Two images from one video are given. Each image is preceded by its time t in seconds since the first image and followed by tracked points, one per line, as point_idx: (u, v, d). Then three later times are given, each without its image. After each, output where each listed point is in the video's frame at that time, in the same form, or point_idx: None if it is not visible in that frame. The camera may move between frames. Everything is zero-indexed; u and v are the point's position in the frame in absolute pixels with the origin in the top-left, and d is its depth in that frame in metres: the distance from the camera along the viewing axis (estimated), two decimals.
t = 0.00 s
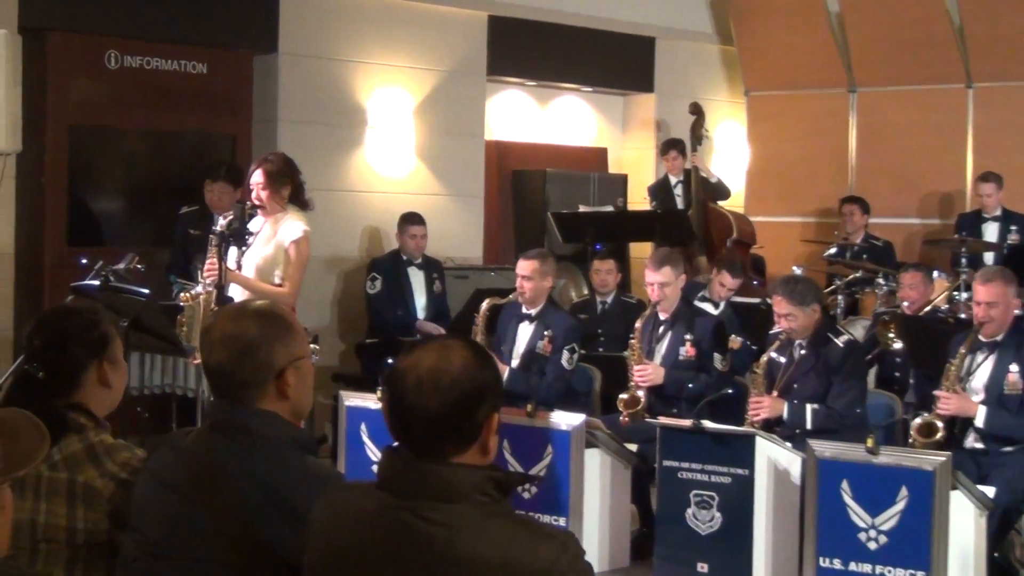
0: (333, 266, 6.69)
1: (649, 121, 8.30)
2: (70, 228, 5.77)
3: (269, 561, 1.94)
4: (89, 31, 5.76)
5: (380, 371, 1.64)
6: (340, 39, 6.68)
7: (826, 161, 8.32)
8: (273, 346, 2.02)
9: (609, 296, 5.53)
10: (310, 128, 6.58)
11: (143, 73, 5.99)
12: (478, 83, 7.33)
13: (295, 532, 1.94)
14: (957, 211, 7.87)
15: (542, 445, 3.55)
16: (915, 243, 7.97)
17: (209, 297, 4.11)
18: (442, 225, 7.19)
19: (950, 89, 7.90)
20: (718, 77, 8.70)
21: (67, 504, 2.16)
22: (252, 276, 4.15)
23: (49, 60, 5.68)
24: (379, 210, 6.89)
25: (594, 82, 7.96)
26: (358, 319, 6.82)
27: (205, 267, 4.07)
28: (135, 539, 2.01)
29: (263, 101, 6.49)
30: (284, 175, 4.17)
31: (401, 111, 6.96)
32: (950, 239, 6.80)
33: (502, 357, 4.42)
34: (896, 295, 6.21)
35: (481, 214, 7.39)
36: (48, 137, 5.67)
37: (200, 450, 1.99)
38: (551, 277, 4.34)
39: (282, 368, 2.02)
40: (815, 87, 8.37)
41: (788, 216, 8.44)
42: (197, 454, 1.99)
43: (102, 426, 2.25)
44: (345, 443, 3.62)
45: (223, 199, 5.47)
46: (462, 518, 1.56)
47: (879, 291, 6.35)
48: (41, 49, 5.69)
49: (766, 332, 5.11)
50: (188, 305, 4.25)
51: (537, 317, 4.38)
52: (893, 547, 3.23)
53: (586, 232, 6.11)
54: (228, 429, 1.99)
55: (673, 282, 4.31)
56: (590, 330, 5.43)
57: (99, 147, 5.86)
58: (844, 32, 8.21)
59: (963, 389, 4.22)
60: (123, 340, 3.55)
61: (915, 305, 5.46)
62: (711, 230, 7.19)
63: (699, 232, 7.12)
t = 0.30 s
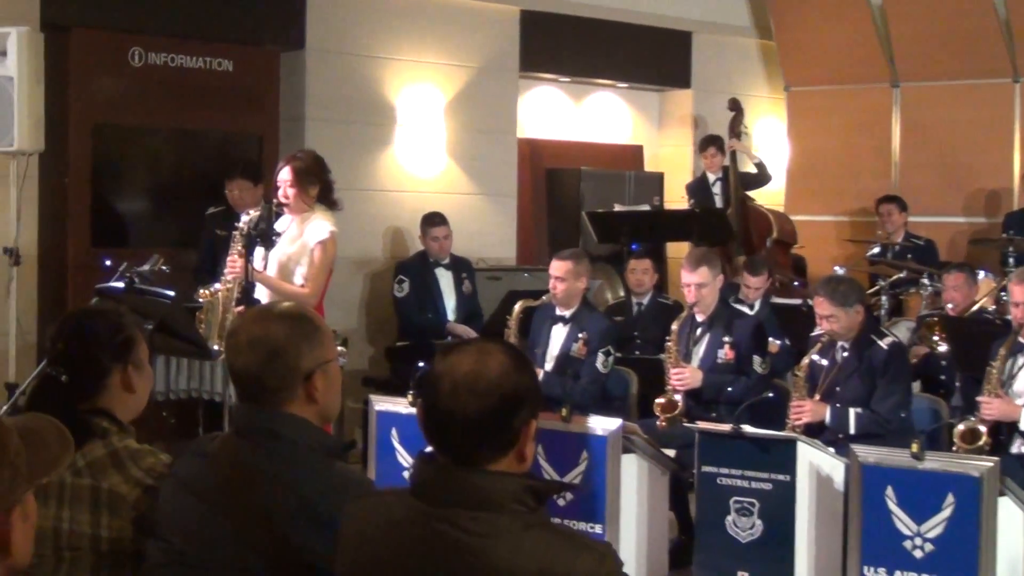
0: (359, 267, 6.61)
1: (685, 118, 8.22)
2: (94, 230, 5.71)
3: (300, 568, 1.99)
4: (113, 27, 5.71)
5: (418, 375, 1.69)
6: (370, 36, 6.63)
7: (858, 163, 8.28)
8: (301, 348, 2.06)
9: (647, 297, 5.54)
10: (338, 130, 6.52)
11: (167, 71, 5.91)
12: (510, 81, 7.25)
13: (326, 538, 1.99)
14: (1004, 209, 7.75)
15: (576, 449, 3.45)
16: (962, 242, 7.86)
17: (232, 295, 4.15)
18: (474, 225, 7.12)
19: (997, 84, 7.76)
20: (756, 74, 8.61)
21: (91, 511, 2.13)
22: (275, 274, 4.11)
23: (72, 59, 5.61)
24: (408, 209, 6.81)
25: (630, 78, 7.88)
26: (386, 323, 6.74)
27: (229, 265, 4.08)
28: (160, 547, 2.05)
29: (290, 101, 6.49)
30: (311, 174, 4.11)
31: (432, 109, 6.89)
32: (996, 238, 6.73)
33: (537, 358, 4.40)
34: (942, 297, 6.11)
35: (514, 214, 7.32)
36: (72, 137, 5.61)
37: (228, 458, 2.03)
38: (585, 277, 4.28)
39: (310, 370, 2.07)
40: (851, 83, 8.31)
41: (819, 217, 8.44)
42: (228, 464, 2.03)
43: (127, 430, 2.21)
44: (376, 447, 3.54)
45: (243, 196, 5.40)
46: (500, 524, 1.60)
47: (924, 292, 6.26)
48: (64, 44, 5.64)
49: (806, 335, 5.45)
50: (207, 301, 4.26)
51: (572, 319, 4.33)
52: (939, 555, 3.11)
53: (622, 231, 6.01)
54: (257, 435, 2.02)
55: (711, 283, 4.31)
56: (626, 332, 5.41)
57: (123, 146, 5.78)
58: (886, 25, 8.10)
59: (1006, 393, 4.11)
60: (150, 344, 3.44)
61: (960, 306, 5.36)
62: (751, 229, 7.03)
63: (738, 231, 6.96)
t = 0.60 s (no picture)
0: (394, 270, 6.53)
1: (730, 118, 8.12)
2: (125, 233, 5.64)
3: None
4: (144, 26, 5.64)
5: (446, 382, 1.73)
6: (408, 33, 6.56)
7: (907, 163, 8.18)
8: (336, 356, 2.08)
9: (689, 302, 5.60)
10: (376, 129, 6.45)
11: (199, 69, 5.83)
12: (548, 80, 7.16)
13: (357, 552, 2.00)
14: None
15: (617, 458, 3.35)
16: (1013, 246, 7.74)
17: (264, 302, 4.05)
18: (514, 227, 7.04)
19: None
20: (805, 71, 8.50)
21: (120, 520, 2.15)
22: (307, 280, 4.08)
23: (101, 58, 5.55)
24: (444, 210, 6.73)
25: (672, 77, 7.78)
26: (418, 329, 6.65)
27: (262, 269, 4.05)
28: (191, 557, 2.10)
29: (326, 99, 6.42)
30: (345, 176, 4.05)
31: (471, 107, 6.82)
32: None
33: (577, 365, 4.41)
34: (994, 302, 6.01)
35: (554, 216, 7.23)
36: (100, 137, 5.54)
37: (257, 465, 2.06)
38: (626, 282, 4.33)
39: (343, 379, 2.08)
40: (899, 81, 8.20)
41: (862, 217, 8.35)
42: (258, 471, 2.05)
43: (154, 437, 2.24)
44: (411, 457, 3.44)
45: (278, 198, 5.29)
46: (528, 533, 1.62)
47: (975, 297, 6.16)
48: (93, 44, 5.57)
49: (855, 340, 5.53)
50: (239, 309, 4.13)
51: (612, 325, 4.36)
52: (991, 568, 2.95)
53: (665, 234, 5.96)
54: (289, 443, 2.04)
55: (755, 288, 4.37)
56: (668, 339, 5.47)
57: (153, 146, 5.71)
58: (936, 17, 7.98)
59: None
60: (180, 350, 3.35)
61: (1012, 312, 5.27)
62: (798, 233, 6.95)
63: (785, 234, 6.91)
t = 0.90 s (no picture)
0: (423, 274, 6.44)
1: (769, 117, 8.01)
2: (150, 234, 5.58)
3: None
4: (171, 22, 5.59)
5: (481, 387, 1.72)
6: (443, 30, 6.48)
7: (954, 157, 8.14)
8: (366, 359, 2.07)
9: (727, 305, 5.59)
10: (409, 126, 6.36)
11: (226, 66, 5.81)
12: (583, 78, 7.07)
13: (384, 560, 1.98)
14: None
15: (653, 465, 3.26)
16: None
17: (293, 306, 3.96)
18: (549, 229, 6.96)
19: None
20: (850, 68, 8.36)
21: (143, 528, 2.11)
22: (336, 283, 4.03)
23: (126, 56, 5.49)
24: (473, 213, 6.63)
25: (711, 74, 7.68)
26: (447, 332, 6.56)
27: (289, 273, 3.95)
28: (216, 565, 2.05)
29: (353, 97, 6.33)
30: (373, 176, 4.02)
31: (504, 105, 6.74)
32: None
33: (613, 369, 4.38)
34: None
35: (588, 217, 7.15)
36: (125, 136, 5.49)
37: (285, 472, 2.02)
38: (662, 284, 4.24)
39: (374, 383, 2.07)
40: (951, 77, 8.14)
41: (903, 219, 8.33)
42: (285, 476, 2.02)
43: (179, 443, 2.21)
44: (441, 462, 3.37)
45: (313, 203, 5.32)
46: (565, 541, 1.62)
47: None
48: (119, 40, 5.52)
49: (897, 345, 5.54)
50: (267, 314, 4.07)
51: (648, 329, 4.32)
52: None
53: (703, 235, 5.92)
54: (317, 450, 2.01)
55: (795, 291, 4.40)
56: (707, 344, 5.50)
57: (181, 145, 5.67)
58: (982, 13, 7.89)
59: None
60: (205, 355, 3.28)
61: None
62: (840, 234, 6.80)
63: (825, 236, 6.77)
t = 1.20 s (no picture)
0: (445, 275, 6.36)
1: (804, 113, 7.90)
2: (167, 233, 5.51)
3: None
4: (187, 16, 5.51)
5: (513, 390, 1.63)
6: (467, 25, 6.40)
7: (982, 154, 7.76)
8: (391, 363, 1.99)
9: (759, 308, 5.54)
10: (433, 123, 6.28)
11: (244, 60, 5.72)
12: (611, 74, 6.99)
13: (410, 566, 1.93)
14: None
15: (683, 471, 3.17)
16: None
17: (312, 306, 3.93)
18: (577, 228, 6.87)
19: None
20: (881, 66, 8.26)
21: (160, 533, 2.06)
22: (358, 283, 3.95)
23: (140, 49, 5.40)
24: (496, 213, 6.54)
25: (744, 69, 7.57)
26: (469, 334, 6.47)
27: (309, 270, 3.91)
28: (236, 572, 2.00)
29: (375, 94, 6.25)
30: (398, 172, 3.92)
31: (531, 100, 6.66)
32: None
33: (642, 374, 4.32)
34: None
35: (618, 217, 7.07)
36: (141, 131, 5.41)
37: (304, 478, 1.95)
38: (691, 286, 4.20)
39: (396, 385, 1.99)
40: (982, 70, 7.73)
41: (940, 219, 7.87)
42: (306, 482, 1.95)
43: (198, 446, 2.15)
44: (465, 468, 3.28)
45: (338, 199, 5.26)
46: (596, 551, 1.53)
47: None
48: (134, 34, 5.43)
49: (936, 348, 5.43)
50: (286, 312, 4.00)
51: (678, 331, 4.25)
52: None
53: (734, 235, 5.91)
54: (340, 456, 1.95)
55: (828, 293, 4.35)
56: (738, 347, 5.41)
57: (195, 138, 5.59)
58: None
59: None
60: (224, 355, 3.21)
61: None
62: (876, 233, 6.71)
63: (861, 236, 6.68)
